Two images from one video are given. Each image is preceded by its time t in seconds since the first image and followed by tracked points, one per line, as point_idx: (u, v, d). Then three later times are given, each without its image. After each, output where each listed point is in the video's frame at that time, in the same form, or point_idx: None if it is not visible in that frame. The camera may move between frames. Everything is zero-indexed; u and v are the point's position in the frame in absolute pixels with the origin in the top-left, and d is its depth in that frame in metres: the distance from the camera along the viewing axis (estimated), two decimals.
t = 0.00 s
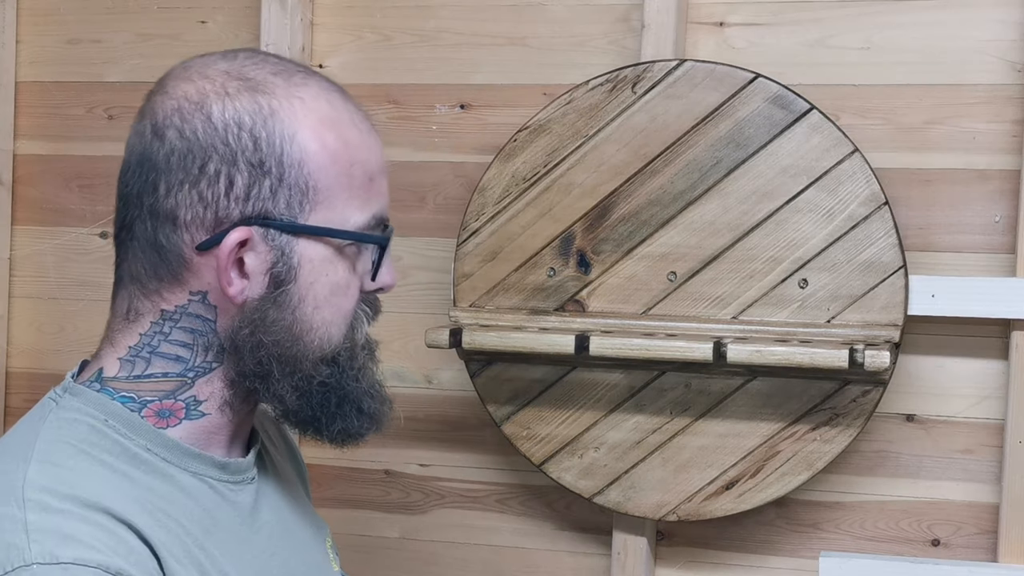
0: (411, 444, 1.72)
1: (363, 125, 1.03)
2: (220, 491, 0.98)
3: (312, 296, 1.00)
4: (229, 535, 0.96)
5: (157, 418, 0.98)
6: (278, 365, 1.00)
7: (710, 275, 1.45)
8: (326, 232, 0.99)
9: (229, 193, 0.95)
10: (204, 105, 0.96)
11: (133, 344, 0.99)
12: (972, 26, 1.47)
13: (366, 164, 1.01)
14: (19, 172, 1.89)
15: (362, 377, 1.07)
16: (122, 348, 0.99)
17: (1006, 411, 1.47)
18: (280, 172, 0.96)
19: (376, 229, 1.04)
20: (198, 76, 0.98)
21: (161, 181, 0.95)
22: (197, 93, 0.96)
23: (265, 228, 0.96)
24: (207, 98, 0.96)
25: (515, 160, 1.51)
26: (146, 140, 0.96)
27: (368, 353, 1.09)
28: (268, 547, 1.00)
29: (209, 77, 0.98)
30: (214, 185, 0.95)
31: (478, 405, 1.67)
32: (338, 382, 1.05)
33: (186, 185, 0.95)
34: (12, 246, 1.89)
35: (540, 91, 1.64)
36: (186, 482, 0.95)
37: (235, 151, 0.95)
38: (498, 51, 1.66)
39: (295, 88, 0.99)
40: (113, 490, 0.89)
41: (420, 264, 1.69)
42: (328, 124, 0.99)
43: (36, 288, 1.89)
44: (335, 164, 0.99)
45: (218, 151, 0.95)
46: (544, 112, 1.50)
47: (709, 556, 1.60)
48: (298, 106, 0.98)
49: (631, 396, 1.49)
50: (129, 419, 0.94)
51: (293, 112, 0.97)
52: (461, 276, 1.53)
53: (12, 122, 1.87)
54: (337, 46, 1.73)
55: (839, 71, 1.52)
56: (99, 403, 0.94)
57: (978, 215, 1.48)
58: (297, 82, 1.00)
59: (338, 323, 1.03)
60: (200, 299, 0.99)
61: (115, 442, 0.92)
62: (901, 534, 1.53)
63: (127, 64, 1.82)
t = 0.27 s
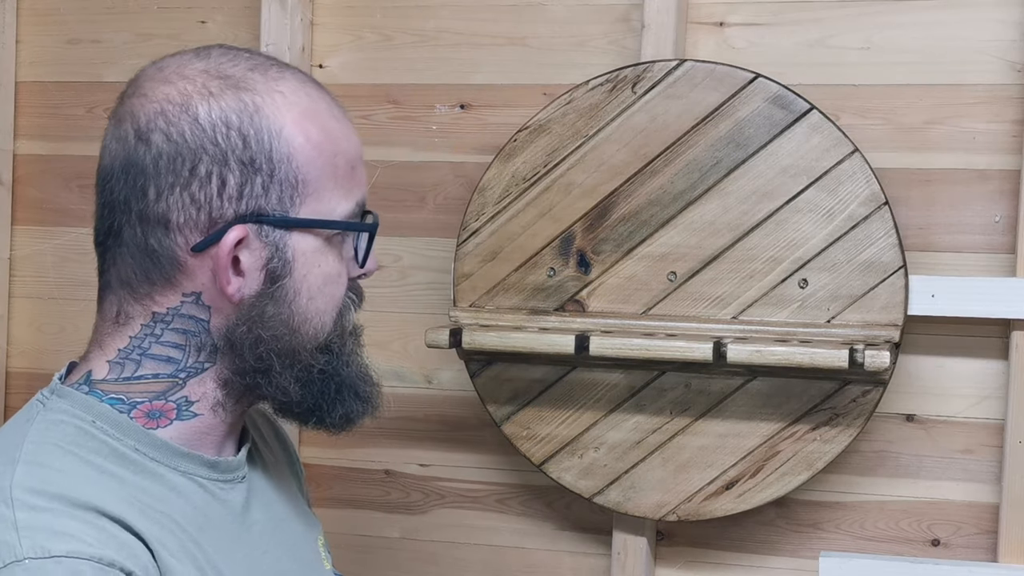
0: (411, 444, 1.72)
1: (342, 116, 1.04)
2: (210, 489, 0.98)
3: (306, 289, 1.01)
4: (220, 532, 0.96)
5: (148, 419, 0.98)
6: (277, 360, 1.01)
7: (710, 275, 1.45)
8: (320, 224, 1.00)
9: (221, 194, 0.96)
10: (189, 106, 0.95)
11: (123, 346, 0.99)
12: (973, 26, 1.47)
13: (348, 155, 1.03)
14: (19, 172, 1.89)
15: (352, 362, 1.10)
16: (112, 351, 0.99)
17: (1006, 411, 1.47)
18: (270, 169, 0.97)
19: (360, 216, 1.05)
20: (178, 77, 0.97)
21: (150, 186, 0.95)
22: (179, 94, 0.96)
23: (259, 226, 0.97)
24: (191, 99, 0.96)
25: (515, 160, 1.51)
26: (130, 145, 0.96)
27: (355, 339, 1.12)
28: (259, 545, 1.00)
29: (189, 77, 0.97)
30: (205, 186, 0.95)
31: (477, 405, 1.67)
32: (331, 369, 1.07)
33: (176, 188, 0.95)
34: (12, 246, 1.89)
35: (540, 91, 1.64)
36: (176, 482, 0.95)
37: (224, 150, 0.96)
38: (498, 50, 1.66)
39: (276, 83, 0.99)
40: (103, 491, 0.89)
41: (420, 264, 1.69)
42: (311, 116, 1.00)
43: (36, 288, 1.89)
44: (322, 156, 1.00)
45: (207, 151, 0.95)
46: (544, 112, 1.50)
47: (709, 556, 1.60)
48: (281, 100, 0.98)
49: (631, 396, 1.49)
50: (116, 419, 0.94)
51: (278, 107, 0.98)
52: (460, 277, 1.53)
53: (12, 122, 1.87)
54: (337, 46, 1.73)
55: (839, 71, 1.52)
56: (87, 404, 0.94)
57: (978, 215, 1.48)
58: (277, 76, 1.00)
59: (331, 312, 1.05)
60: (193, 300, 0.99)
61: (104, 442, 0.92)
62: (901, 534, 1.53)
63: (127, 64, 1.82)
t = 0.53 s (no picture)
0: (411, 444, 1.72)
1: (341, 117, 1.04)
2: (208, 490, 0.98)
3: (307, 289, 1.02)
4: (219, 534, 0.97)
5: (147, 419, 0.98)
6: (277, 360, 1.02)
7: (710, 275, 1.45)
8: (321, 225, 1.01)
9: (225, 195, 0.96)
10: (192, 107, 0.95)
11: (121, 346, 0.99)
12: (973, 26, 1.47)
13: (349, 156, 1.03)
14: (18, 172, 1.89)
15: (346, 360, 1.11)
16: (110, 351, 0.99)
17: (1006, 411, 1.47)
18: (274, 170, 0.97)
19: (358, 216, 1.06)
20: (181, 77, 0.97)
21: (152, 186, 0.95)
22: (182, 94, 0.96)
23: (262, 227, 0.98)
24: (194, 99, 0.96)
25: (515, 160, 1.51)
26: (132, 144, 0.95)
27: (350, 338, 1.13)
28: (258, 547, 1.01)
29: (192, 77, 0.97)
30: (208, 187, 0.95)
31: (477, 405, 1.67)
32: (327, 368, 1.08)
33: (179, 188, 0.95)
34: (12, 245, 1.89)
35: (540, 91, 1.64)
36: (175, 483, 0.95)
37: (228, 152, 0.96)
38: (498, 50, 1.66)
39: (278, 84, 1.00)
40: (102, 492, 0.89)
41: (420, 264, 1.69)
42: (313, 118, 1.00)
43: (36, 288, 1.89)
44: (324, 158, 1.00)
45: (211, 152, 0.95)
46: (544, 112, 1.50)
47: (709, 556, 1.60)
48: (284, 101, 0.99)
49: (631, 396, 1.49)
50: (116, 420, 0.94)
51: (281, 109, 0.98)
52: (460, 276, 1.53)
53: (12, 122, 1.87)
54: (337, 46, 1.73)
55: (839, 71, 1.52)
56: (87, 404, 0.94)
57: (978, 215, 1.48)
58: (279, 78, 1.00)
59: (329, 312, 1.06)
60: (193, 300, 0.99)
61: (103, 443, 0.92)
62: (901, 534, 1.53)
63: (127, 64, 1.82)
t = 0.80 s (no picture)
0: (410, 444, 1.72)
1: (339, 117, 1.05)
2: (207, 498, 0.98)
3: (303, 292, 1.03)
4: (220, 540, 0.98)
5: (143, 426, 0.97)
6: (274, 364, 1.02)
7: (710, 275, 1.45)
8: (319, 228, 1.01)
9: (225, 196, 0.96)
10: (193, 106, 0.95)
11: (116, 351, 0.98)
12: (973, 26, 1.47)
13: (347, 157, 1.04)
14: (18, 172, 1.89)
15: (337, 368, 1.12)
16: (104, 356, 0.98)
17: (1006, 411, 1.47)
18: (274, 171, 0.97)
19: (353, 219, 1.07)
20: (180, 76, 0.97)
21: (151, 186, 0.95)
22: (182, 93, 0.96)
23: (261, 229, 0.98)
24: (194, 98, 0.95)
25: (515, 160, 1.51)
26: (130, 144, 0.95)
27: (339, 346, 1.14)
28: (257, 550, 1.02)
29: (191, 76, 0.97)
30: (209, 188, 0.95)
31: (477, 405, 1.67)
32: (320, 375, 1.08)
33: (179, 189, 0.95)
34: (12, 246, 1.89)
35: (540, 91, 1.64)
36: (174, 493, 0.95)
37: (229, 152, 0.96)
38: (498, 50, 1.66)
39: (278, 83, 1.00)
40: (103, 508, 0.89)
41: (420, 264, 1.69)
42: (313, 118, 1.01)
43: (36, 288, 1.89)
44: (323, 158, 1.01)
45: (212, 153, 0.95)
46: (544, 112, 1.50)
47: (708, 556, 1.60)
48: (284, 101, 0.99)
49: (631, 396, 1.49)
50: (114, 430, 0.94)
51: (281, 109, 0.98)
52: (460, 276, 1.53)
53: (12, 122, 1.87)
54: (337, 46, 1.73)
55: (839, 71, 1.52)
56: (84, 414, 0.94)
57: (978, 215, 1.48)
58: (279, 77, 1.01)
59: (323, 317, 1.06)
60: (189, 304, 0.99)
61: (102, 454, 0.92)
62: (901, 534, 1.53)
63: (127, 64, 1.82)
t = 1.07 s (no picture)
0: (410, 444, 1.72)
1: (325, 116, 1.05)
2: (204, 507, 1.03)
3: (289, 299, 1.04)
4: (218, 546, 1.03)
5: (138, 440, 1.00)
6: (261, 372, 1.03)
7: (710, 275, 1.45)
8: (304, 234, 1.01)
9: (208, 201, 0.96)
10: (175, 108, 0.95)
11: (108, 361, 1.00)
12: (973, 26, 1.47)
13: (333, 158, 1.04)
14: (18, 172, 1.89)
15: (325, 372, 1.13)
16: (94, 367, 1.00)
17: (1006, 411, 1.47)
18: (258, 175, 0.97)
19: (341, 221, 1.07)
20: (161, 75, 0.96)
21: (129, 190, 0.94)
22: (163, 94, 0.95)
23: (244, 235, 0.98)
24: (177, 100, 0.95)
25: (515, 160, 1.51)
26: (109, 147, 0.95)
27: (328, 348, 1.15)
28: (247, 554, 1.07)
29: (173, 75, 0.96)
30: (191, 192, 0.95)
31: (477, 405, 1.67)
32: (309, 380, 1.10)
33: (159, 194, 0.94)
34: (12, 246, 1.89)
35: (541, 91, 1.64)
36: (174, 503, 1.00)
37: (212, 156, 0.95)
38: (498, 50, 1.66)
39: (263, 83, 0.99)
40: (111, 519, 0.93)
41: (420, 264, 1.69)
42: (298, 118, 1.00)
43: (36, 288, 1.89)
44: (309, 161, 1.01)
45: (194, 157, 0.95)
46: (544, 112, 1.50)
47: (709, 556, 1.60)
48: (269, 102, 0.98)
49: (631, 396, 1.49)
50: (115, 441, 0.97)
51: (266, 110, 0.98)
52: (461, 276, 1.54)
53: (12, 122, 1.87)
54: (337, 46, 1.73)
55: (839, 71, 1.52)
56: (83, 425, 0.96)
57: (978, 215, 1.48)
58: (263, 77, 1.00)
59: (309, 322, 1.07)
60: (173, 312, 1.00)
61: (103, 466, 0.96)
62: (901, 534, 1.53)
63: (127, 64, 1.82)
